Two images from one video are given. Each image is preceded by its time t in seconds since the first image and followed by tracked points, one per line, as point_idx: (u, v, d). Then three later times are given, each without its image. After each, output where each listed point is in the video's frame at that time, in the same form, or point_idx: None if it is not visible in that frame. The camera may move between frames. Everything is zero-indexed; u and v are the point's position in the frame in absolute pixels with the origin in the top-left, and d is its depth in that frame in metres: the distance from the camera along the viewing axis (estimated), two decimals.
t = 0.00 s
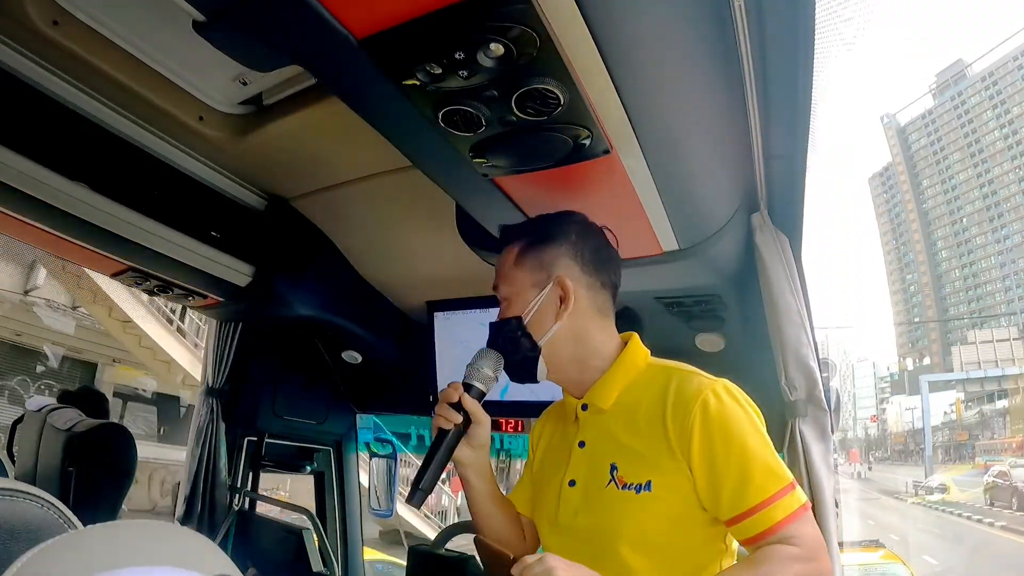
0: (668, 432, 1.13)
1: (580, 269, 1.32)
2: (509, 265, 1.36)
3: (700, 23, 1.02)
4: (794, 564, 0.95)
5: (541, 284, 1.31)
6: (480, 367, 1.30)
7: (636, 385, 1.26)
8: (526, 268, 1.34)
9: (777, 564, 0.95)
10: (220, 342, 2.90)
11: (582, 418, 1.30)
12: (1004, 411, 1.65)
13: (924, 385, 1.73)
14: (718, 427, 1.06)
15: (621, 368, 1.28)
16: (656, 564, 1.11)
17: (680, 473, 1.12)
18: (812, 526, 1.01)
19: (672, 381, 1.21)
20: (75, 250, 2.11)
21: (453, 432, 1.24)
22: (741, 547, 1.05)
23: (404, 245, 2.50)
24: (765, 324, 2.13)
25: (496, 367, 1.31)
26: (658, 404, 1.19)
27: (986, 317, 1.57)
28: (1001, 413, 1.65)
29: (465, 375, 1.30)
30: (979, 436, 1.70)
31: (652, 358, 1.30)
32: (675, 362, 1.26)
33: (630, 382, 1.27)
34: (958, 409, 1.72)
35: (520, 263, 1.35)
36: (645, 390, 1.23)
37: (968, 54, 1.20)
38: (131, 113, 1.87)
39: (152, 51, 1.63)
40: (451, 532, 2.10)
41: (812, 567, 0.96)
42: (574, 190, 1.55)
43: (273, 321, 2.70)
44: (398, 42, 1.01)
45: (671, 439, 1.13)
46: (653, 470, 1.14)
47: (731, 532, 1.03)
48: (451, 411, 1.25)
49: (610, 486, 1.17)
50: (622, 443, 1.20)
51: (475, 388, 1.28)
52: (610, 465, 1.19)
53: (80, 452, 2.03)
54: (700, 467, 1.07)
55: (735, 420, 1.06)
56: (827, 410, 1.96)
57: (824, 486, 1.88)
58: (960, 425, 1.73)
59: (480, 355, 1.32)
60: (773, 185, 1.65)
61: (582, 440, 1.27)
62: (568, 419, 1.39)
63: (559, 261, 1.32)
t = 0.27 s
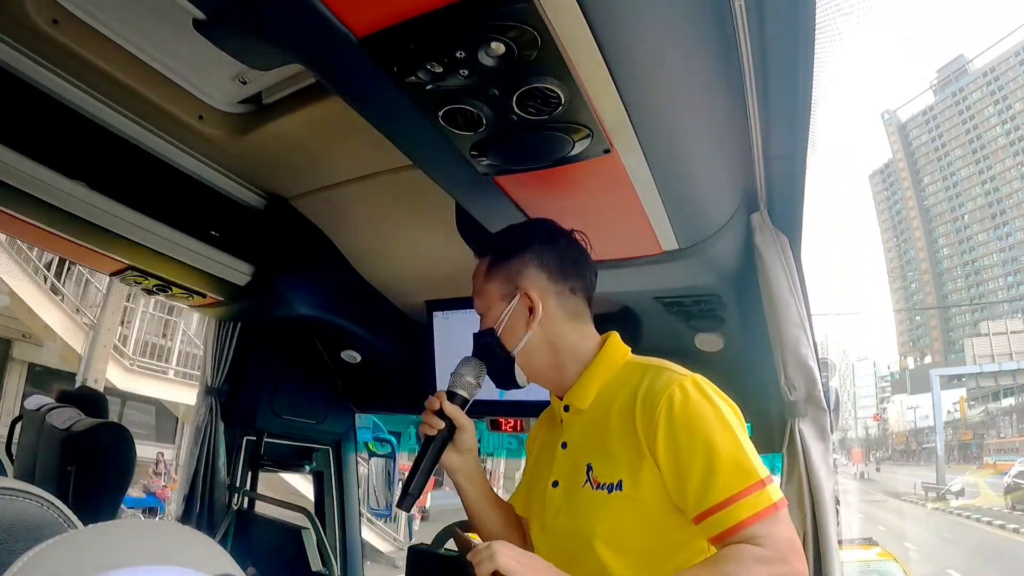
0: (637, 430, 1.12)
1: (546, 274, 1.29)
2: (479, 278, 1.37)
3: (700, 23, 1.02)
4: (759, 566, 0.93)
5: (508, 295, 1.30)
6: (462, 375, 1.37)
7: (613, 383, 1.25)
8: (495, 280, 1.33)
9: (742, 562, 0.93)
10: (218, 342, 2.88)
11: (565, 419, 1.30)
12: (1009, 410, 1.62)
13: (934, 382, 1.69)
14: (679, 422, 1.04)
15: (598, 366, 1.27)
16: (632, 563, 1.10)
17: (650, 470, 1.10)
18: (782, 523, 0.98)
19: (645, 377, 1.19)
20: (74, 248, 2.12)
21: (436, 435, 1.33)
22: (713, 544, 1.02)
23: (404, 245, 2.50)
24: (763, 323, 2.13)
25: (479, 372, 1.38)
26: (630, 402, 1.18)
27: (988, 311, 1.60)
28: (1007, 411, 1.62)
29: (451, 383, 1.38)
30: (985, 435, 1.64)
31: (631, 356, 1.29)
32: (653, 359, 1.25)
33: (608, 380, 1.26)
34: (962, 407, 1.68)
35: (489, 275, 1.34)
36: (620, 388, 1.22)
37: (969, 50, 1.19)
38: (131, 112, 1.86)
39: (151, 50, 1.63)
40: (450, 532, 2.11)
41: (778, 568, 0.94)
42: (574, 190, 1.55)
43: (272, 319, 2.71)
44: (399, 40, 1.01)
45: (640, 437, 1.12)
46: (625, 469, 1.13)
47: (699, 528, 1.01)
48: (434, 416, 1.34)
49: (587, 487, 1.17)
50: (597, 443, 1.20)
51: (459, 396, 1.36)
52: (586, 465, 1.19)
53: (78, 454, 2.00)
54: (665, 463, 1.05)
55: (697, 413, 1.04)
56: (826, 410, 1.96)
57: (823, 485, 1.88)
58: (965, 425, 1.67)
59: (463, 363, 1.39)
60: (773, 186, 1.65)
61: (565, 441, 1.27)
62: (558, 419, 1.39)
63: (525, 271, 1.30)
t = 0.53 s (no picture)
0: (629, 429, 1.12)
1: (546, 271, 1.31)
2: (474, 275, 1.33)
3: (701, 22, 1.01)
4: (751, 562, 0.93)
5: (510, 289, 1.29)
6: (443, 388, 1.32)
7: (606, 385, 1.25)
8: (494, 275, 1.31)
9: (738, 559, 0.92)
10: (218, 337, 2.88)
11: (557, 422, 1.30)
12: (1017, 408, 1.58)
13: (947, 376, 1.65)
14: (671, 419, 1.04)
15: (590, 368, 1.27)
16: (627, 564, 1.08)
17: (643, 469, 1.10)
18: (775, 519, 0.97)
19: (635, 378, 1.20)
20: (72, 246, 2.12)
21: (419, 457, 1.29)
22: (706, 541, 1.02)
23: (403, 244, 2.50)
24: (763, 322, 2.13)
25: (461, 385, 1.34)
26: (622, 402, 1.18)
27: (990, 308, 1.62)
28: (1014, 410, 1.57)
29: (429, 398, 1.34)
30: (991, 435, 1.61)
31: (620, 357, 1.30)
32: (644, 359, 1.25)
33: (599, 382, 1.26)
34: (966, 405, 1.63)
35: (487, 271, 1.32)
36: (611, 390, 1.23)
37: (971, 45, 1.25)
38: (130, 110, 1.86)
39: (151, 48, 1.63)
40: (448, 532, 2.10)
41: (774, 564, 0.94)
42: (574, 189, 1.55)
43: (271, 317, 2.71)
44: (399, 39, 1.00)
45: (632, 436, 1.12)
46: (618, 469, 1.12)
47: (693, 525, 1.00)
48: (418, 437, 1.30)
49: (580, 488, 1.16)
50: (589, 444, 1.20)
51: (440, 412, 1.31)
52: (579, 467, 1.18)
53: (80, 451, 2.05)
54: (658, 460, 1.05)
55: (687, 408, 1.04)
56: (825, 410, 1.95)
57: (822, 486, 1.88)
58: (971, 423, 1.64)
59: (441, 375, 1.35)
60: (773, 187, 1.64)
61: (556, 444, 1.27)
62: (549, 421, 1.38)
63: (528, 266, 1.31)
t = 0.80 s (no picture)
0: (648, 430, 1.13)
1: (576, 269, 1.38)
2: (505, 258, 1.36)
3: (699, 23, 1.01)
4: (775, 559, 0.95)
5: (543, 278, 1.34)
6: (452, 384, 1.32)
7: (619, 385, 1.26)
8: (525, 262, 1.35)
9: (761, 558, 0.94)
10: (218, 340, 2.90)
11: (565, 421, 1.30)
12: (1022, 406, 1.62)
13: (964, 366, 1.68)
14: (694, 419, 1.06)
15: (602, 368, 1.28)
16: (642, 564, 1.09)
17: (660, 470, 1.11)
18: (792, 518, 1.00)
19: (650, 379, 1.22)
20: (70, 245, 2.12)
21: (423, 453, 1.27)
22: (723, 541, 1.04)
23: (402, 244, 2.50)
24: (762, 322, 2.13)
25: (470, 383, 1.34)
26: (638, 404, 1.19)
27: (993, 307, 1.64)
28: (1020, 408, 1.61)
29: (436, 393, 1.33)
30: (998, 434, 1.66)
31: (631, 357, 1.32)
32: (653, 361, 1.28)
33: (611, 383, 1.28)
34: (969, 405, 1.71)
35: (519, 256, 1.36)
36: (625, 391, 1.24)
37: (973, 41, 1.17)
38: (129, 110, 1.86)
39: (150, 48, 1.62)
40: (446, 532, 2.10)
41: (795, 563, 0.96)
42: (572, 190, 1.55)
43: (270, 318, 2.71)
44: (398, 39, 1.00)
45: (651, 437, 1.13)
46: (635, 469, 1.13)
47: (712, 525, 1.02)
48: (425, 433, 1.28)
49: (594, 488, 1.16)
50: (602, 443, 1.20)
51: (448, 407, 1.31)
52: (592, 467, 1.18)
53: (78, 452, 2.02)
54: (679, 461, 1.07)
55: (710, 411, 1.06)
56: (824, 410, 1.95)
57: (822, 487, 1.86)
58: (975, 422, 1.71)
59: (448, 370, 1.34)
60: (772, 188, 1.64)
61: (565, 444, 1.26)
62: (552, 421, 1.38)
63: (558, 259, 1.37)
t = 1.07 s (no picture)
0: (676, 429, 1.15)
1: (615, 264, 1.40)
2: (549, 242, 1.36)
3: (697, 23, 1.02)
4: (797, 555, 0.98)
5: (586, 268, 1.36)
6: (478, 369, 1.29)
7: (640, 384, 1.28)
8: (569, 249, 1.36)
9: (779, 555, 0.98)
10: (216, 339, 2.86)
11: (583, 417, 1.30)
12: None
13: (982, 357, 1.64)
14: (725, 421, 1.09)
15: (625, 366, 1.29)
16: (663, 561, 1.11)
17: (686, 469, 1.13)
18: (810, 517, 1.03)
19: (673, 380, 1.24)
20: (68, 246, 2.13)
21: (445, 441, 1.22)
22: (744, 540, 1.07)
23: (400, 244, 2.50)
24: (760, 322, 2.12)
25: (496, 369, 1.31)
26: (663, 403, 1.21)
27: (996, 304, 1.61)
28: None
29: (460, 377, 1.30)
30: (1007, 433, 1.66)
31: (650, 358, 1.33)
32: (671, 362, 1.30)
33: (632, 382, 1.28)
34: (977, 402, 1.69)
35: (563, 243, 1.36)
36: (648, 390, 1.25)
37: (974, 34, 1.19)
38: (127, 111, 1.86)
39: (148, 48, 1.62)
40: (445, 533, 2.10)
41: (815, 559, 1.00)
42: (571, 190, 1.55)
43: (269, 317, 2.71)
44: (396, 39, 1.00)
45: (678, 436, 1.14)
46: (662, 467, 1.14)
47: (739, 524, 1.04)
48: (447, 418, 1.24)
49: (618, 485, 1.16)
50: (624, 440, 1.20)
51: (472, 393, 1.28)
52: (616, 463, 1.18)
53: (76, 451, 2.07)
54: (708, 461, 1.09)
55: (740, 414, 1.09)
56: (823, 411, 1.97)
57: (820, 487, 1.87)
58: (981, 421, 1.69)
59: (476, 355, 1.31)
60: (769, 188, 1.65)
61: (584, 440, 1.25)
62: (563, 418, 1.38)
63: (598, 252, 1.39)
